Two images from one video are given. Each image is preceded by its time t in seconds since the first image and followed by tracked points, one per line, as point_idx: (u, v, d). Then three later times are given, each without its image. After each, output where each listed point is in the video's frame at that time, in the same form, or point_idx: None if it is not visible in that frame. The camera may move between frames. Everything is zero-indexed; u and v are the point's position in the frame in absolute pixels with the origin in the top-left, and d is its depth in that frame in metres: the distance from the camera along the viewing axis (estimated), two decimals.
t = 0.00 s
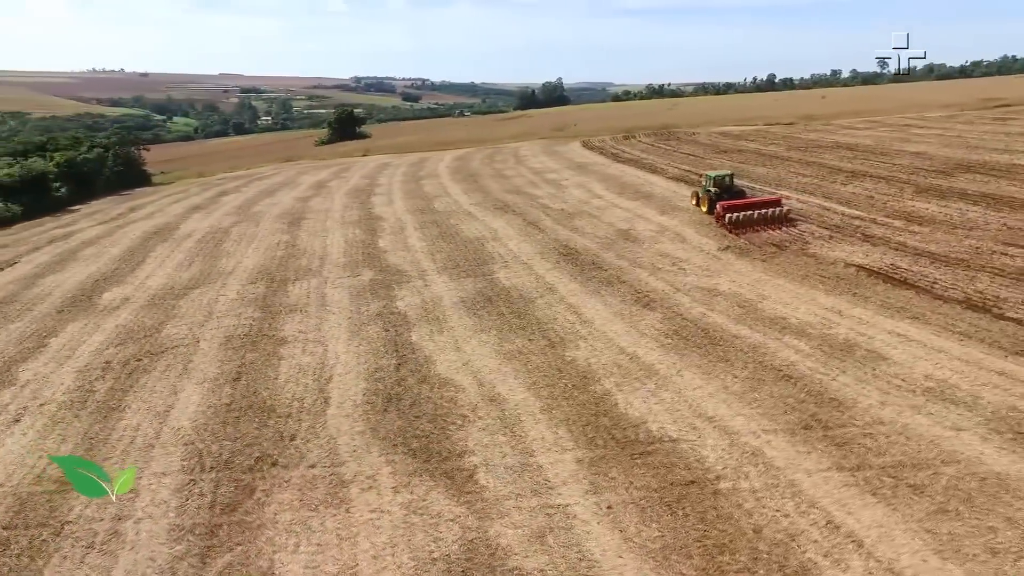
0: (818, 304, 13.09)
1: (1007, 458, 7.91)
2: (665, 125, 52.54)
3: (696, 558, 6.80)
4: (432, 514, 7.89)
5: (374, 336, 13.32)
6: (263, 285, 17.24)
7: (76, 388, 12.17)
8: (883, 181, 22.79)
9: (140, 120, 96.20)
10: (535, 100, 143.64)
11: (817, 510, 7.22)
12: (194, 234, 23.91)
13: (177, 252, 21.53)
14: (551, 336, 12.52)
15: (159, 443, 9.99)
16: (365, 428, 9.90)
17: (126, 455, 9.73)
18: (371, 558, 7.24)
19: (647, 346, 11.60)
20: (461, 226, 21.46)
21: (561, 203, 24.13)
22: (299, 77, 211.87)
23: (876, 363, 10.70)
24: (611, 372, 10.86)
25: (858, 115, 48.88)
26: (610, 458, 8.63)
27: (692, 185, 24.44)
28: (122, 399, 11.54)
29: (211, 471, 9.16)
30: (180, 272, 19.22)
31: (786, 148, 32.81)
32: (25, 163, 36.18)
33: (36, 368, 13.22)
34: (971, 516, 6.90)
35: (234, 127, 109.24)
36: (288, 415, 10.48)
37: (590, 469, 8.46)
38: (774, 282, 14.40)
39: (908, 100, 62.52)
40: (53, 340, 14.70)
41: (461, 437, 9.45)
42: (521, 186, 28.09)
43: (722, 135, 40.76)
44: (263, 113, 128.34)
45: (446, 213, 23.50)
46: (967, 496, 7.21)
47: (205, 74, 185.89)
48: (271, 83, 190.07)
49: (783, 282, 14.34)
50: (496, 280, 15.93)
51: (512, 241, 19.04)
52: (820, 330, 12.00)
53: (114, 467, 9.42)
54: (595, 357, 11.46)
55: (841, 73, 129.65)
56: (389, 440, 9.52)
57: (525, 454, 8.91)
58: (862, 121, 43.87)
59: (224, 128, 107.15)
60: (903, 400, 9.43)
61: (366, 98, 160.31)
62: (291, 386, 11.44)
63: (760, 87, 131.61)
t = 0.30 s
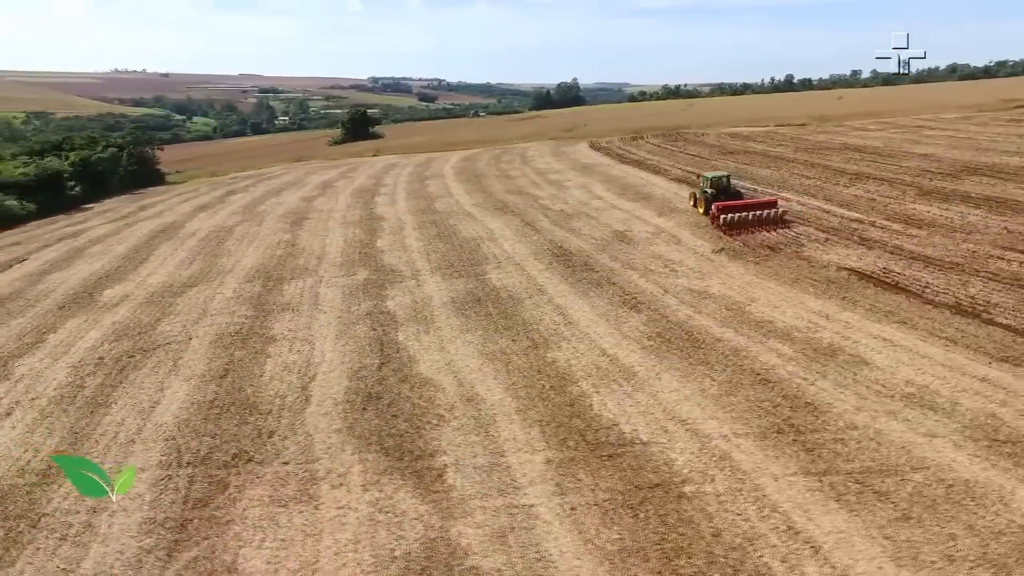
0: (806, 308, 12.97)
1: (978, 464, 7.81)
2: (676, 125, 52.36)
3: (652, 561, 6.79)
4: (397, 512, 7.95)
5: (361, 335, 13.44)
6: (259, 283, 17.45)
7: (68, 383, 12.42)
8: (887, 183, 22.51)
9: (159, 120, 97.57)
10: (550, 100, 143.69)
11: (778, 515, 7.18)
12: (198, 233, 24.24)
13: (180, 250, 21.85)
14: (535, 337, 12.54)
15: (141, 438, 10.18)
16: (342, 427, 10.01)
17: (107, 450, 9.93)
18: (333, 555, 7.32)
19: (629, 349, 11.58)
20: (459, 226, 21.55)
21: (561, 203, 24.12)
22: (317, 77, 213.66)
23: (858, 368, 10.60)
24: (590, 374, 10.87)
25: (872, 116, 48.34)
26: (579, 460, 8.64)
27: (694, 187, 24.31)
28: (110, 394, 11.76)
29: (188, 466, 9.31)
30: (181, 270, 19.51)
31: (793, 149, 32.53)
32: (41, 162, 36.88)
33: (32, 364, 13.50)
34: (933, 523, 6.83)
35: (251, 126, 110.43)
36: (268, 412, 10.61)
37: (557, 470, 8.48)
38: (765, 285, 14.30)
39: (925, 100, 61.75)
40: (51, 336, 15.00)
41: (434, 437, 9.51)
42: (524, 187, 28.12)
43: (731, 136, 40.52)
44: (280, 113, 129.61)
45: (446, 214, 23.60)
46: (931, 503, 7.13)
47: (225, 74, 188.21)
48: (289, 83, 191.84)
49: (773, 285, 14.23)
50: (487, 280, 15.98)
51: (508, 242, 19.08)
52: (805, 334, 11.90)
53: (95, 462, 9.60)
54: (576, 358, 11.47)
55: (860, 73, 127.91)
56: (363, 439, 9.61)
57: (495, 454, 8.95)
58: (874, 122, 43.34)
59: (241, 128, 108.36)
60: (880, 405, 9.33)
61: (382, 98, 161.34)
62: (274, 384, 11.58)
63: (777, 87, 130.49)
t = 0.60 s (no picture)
0: (799, 311, 12.81)
1: (953, 473, 7.67)
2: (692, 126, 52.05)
3: (612, 563, 6.79)
4: (368, 507, 8.05)
5: (353, 333, 13.58)
6: (261, 281, 17.73)
7: (67, 376, 12.75)
8: (898, 186, 22.12)
9: (184, 119, 99.35)
10: (571, 100, 143.59)
11: (743, 519, 7.13)
12: (208, 231, 24.67)
13: (189, 248, 22.26)
14: (523, 337, 12.57)
15: (131, 431, 10.42)
16: (323, 423, 10.13)
17: (97, 441, 10.19)
18: (300, 548, 7.44)
19: (615, 350, 11.56)
20: (463, 226, 21.65)
21: (566, 204, 24.09)
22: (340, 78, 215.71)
23: (845, 373, 10.46)
24: (573, 375, 10.86)
25: (893, 117, 47.48)
26: (551, 460, 8.65)
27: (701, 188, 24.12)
28: (106, 388, 12.05)
29: (172, 459, 9.52)
30: (187, 267, 19.88)
31: (807, 151, 32.11)
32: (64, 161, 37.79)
33: (35, 357, 13.87)
34: (899, 532, 6.73)
35: (274, 125, 111.88)
36: (254, 408, 10.78)
37: (529, 470, 8.50)
38: (760, 288, 14.16)
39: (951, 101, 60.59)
40: (57, 330, 15.41)
41: (412, 435, 9.59)
42: (532, 187, 28.13)
43: (746, 137, 40.09)
44: (302, 113, 131.20)
45: (451, 214, 23.73)
46: (900, 511, 7.02)
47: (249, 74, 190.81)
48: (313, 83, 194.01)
49: (769, 288, 14.08)
50: (483, 280, 16.04)
51: (508, 242, 19.13)
52: (795, 338, 11.77)
53: (83, 453, 9.87)
54: (561, 359, 11.48)
55: (886, 71, 125.52)
56: (343, 436, 9.71)
57: (470, 453, 8.99)
58: (893, 124, 42.57)
59: (264, 127, 109.91)
60: (862, 412, 9.20)
61: (404, 98, 162.49)
62: (264, 380, 11.76)
63: (801, 87, 128.78)
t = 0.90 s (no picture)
0: (796, 314, 12.63)
1: (932, 482, 7.50)
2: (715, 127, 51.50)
3: (575, 562, 6.80)
4: (343, 501, 8.17)
5: (351, 330, 13.76)
6: (268, 277, 18.04)
7: (74, 367, 13.14)
8: (915, 189, 21.62)
9: (213, 118, 101.32)
10: (597, 99, 143.04)
11: (710, 523, 7.07)
12: (224, 227, 25.18)
13: (204, 244, 22.75)
14: (516, 336, 12.61)
15: (127, 422, 10.70)
16: (311, 417, 10.29)
17: (94, 431, 10.50)
18: (272, 539, 7.58)
19: (605, 351, 11.53)
20: (470, 225, 21.76)
21: (576, 205, 24.05)
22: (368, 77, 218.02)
23: (836, 378, 10.29)
24: (560, 375, 10.87)
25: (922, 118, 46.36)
26: (528, 459, 8.67)
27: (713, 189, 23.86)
28: (108, 379, 12.39)
29: (162, 449, 9.76)
30: (200, 262, 20.32)
31: (827, 152, 31.56)
32: (93, 159, 38.89)
33: (47, 348, 14.33)
34: (868, 540, 6.61)
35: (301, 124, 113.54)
36: (246, 401, 11.00)
37: (505, 468, 8.53)
38: (760, 291, 13.98)
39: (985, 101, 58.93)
40: (70, 323, 15.88)
41: (394, 431, 9.68)
42: (544, 187, 28.13)
43: (767, 138, 39.53)
44: (330, 112, 132.89)
45: (460, 213, 23.87)
46: (871, 519, 6.90)
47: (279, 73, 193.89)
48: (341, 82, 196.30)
49: (769, 291, 13.90)
50: (483, 279, 16.11)
51: (513, 242, 19.17)
52: (789, 342, 11.60)
53: (79, 442, 10.18)
54: (550, 359, 11.49)
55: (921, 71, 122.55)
56: (328, 430, 9.86)
57: (449, 451, 9.06)
58: (921, 125, 41.54)
59: (291, 125, 111.58)
60: (847, 418, 9.04)
61: (430, 98, 163.51)
62: (259, 374, 11.99)
63: (832, 87, 126.37)
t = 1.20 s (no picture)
0: (796, 318, 12.41)
1: (913, 492, 7.32)
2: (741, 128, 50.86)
3: (540, 562, 6.80)
4: (322, 494, 8.29)
5: (351, 326, 13.94)
6: (279, 273, 18.37)
7: (85, 358, 13.56)
8: (937, 192, 21.03)
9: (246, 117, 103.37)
10: (626, 99, 142.27)
11: (679, 527, 7.01)
12: (243, 224, 25.69)
13: (222, 240, 23.24)
14: (511, 336, 12.64)
15: (127, 412, 11.00)
16: (301, 412, 10.46)
17: (96, 419, 10.82)
18: (250, 529, 7.73)
19: (597, 352, 11.49)
20: (481, 225, 21.85)
21: (589, 205, 23.97)
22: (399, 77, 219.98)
23: (830, 383, 10.08)
24: (550, 375, 10.86)
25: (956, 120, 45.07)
26: (507, 458, 8.70)
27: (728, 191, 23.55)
28: (115, 370, 12.76)
29: (157, 439, 10.02)
30: (216, 258, 20.78)
31: (851, 154, 30.89)
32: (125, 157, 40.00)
33: (62, 339, 14.80)
34: (837, 549, 6.50)
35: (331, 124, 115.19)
36: (242, 394, 11.23)
37: (483, 466, 8.57)
38: (763, 294, 13.76)
39: None
40: (87, 315, 16.39)
41: (380, 427, 9.78)
42: (559, 188, 28.10)
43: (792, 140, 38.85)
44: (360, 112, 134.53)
45: (472, 213, 23.97)
46: (844, 528, 6.77)
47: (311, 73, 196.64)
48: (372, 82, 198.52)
49: (772, 295, 13.68)
50: (486, 279, 16.17)
51: (521, 242, 19.20)
52: (786, 346, 11.40)
53: (80, 430, 10.50)
54: (542, 359, 11.49)
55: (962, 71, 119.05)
56: (316, 425, 10.01)
57: (432, 447, 9.13)
58: (953, 127, 40.35)
59: (321, 125, 113.25)
60: (835, 424, 8.85)
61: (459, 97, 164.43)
62: (257, 368, 12.22)
63: (868, 87, 123.57)
